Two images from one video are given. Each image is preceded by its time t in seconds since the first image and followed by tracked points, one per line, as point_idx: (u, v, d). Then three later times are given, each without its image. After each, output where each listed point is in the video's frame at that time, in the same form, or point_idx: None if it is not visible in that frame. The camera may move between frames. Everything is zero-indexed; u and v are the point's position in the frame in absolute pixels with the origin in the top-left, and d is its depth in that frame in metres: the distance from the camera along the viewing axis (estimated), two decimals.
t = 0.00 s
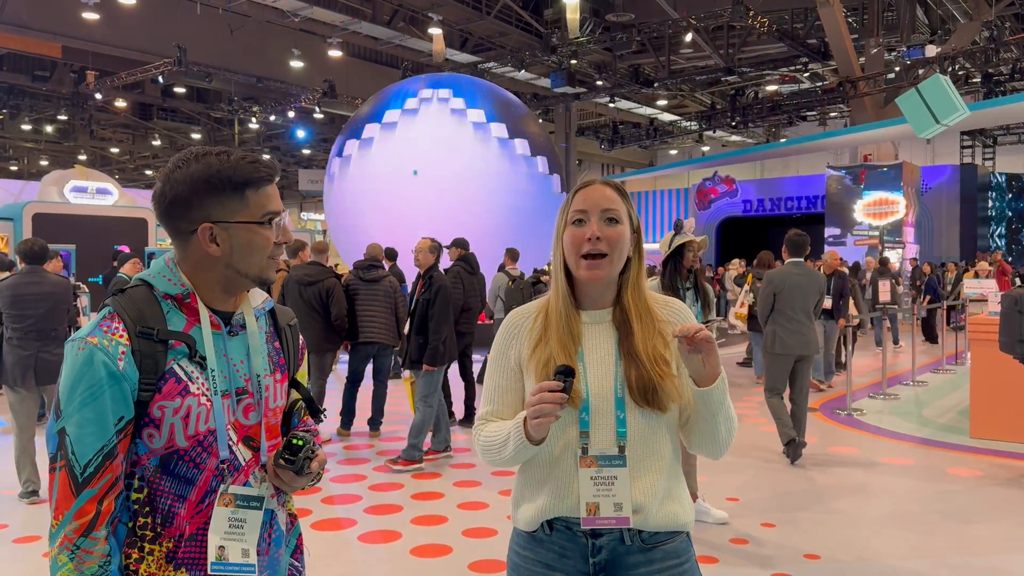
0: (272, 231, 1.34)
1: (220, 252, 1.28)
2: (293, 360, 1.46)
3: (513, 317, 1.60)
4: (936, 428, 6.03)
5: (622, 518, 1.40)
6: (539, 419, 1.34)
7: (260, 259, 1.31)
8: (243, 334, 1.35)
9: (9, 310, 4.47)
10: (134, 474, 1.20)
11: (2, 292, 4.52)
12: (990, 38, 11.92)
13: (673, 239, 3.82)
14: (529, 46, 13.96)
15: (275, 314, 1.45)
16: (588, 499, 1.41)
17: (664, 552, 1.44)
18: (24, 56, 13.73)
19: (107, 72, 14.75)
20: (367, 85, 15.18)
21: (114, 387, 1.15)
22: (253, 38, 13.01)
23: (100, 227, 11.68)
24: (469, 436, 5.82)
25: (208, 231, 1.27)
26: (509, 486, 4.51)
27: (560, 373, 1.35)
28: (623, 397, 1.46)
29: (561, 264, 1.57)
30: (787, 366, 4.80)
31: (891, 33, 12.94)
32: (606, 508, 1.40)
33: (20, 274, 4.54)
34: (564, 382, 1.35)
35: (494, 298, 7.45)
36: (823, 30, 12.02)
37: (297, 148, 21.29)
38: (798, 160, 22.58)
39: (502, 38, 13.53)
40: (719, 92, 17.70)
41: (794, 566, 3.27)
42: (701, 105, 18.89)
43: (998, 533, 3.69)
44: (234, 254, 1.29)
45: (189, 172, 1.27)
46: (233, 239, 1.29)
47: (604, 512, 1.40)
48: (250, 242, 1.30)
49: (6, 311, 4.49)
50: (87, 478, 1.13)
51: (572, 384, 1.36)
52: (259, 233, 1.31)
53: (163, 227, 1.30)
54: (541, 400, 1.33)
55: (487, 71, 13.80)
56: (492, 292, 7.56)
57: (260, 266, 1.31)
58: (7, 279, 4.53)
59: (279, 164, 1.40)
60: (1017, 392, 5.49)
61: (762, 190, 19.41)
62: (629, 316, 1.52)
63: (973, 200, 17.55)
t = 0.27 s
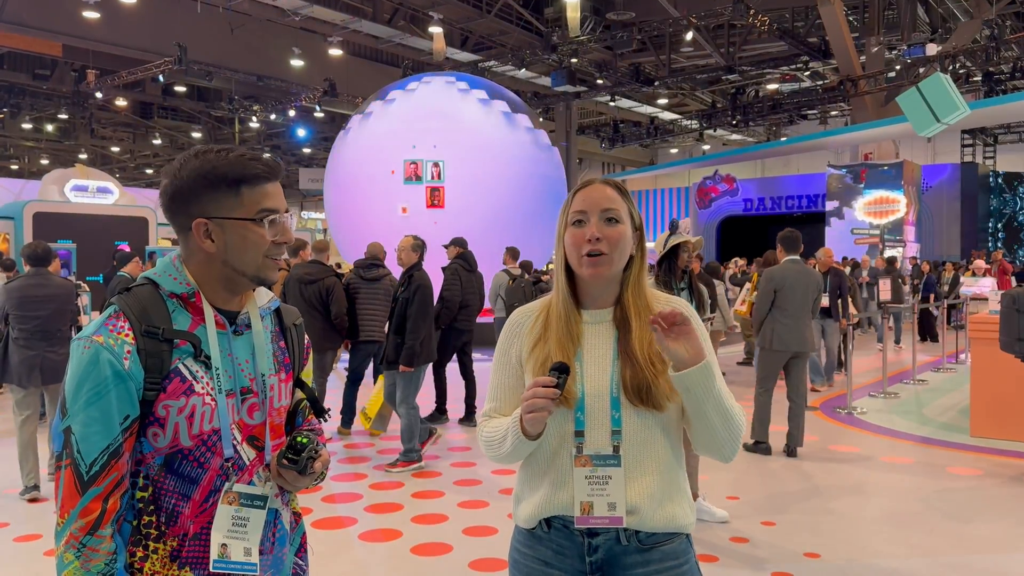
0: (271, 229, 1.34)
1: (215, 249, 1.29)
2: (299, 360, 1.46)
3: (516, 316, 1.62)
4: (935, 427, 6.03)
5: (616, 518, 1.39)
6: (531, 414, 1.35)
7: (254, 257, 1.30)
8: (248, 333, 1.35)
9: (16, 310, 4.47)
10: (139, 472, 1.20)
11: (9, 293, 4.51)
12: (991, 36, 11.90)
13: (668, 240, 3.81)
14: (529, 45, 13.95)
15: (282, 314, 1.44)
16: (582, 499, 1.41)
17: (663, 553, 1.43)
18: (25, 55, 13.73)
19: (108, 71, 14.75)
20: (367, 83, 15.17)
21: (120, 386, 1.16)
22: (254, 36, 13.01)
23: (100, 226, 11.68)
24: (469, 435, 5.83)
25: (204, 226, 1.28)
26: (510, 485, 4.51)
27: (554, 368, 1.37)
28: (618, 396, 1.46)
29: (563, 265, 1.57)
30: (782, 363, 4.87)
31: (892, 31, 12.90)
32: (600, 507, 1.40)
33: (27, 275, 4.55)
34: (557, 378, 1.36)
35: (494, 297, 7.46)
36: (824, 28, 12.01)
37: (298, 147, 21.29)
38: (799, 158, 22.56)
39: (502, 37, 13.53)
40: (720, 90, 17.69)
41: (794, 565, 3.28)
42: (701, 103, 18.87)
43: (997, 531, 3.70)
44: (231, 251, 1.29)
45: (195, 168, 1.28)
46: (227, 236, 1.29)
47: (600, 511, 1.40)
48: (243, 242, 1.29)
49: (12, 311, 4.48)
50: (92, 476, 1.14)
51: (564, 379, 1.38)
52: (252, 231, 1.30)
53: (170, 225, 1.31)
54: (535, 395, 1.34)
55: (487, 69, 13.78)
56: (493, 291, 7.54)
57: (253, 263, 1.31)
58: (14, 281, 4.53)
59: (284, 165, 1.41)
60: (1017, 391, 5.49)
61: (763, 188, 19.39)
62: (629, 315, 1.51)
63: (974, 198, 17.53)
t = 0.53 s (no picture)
0: (277, 227, 1.34)
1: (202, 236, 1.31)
2: (306, 361, 1.45)
3: (523, 311, 1.65)
4: (936, 425, 6.02)
5: (605, 512, 1.38)
6: (511, 396, 1.39)
7: (224, 245, 1.27)
8: (254, 330, 1.35)
9: (26, 305, 4.73)
10: (140, 466, 1.20)
11: (18, 288, 4.75)
12: (993, 35, 11.88)
13: (662, 239, 3.81)
14: (530, 44, 13.92)
15: (290, 314, 1.44)
16: (573, 493, 1.41)
17: (657, 555, 1.40)
18: (26, 54, 13.74)
19: (108, 69, 14.75)
20: (367, 81, 15.15)
21: (122, 376, 1.15)
22: (254, 35, 13.00)
23: (101, 225, 11.70)
24: (470, 433, 5.83)
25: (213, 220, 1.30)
26: (511, 483, 4.51)
27: (532, 349, 1.40)
28: (610, 390, 1.44)
29: (568, 260, 1.58)
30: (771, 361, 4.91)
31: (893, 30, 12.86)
32: (590, 502, 1.39)
33: (36, 272, 4.79)
34: (533, 358, 1.39)
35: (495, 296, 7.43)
36: (825, 27, 11.99)
37: (298, 146, 21.28)
38: (800, 157, 22.55)
39: (503, 35, 13.53)
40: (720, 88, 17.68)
41: (795, 563, 3.28)
42: (702, 102, 18.86)
43: (998, 529, 3.69)
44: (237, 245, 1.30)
45: (211, 157, 1.32)
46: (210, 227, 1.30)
47: (590, 505, 1.39)
48: (225, 232, 1.28)
49: (23, 306, 4.72)
50: (92, 465, 1.13)
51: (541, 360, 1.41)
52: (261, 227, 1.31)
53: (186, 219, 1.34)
54: (513, 381, 1.38)
55: (488, 67, 13.76)
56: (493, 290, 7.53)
57: (222, 252, 1.28)
58: (22, 277, 4.76)
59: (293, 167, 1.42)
60: (1018, 389, 5.49)
61: (764, 187, 19.37)
62: (627, 310, 1.49)
63: (975, 197, 17.49)
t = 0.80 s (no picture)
0: (283, 225, 1.33)
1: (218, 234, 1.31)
2: (314, 361, 1.44)
3: (527, 316, 1.66)
4: (937, 423, 6.02)
5: (598, 513, 1.39)
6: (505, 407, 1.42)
7: (241, 245, 1.28)
8: (261, 329, 1.35)
9: (26, 304, 4.75)
10: (142, 459, 1.21)
11: (18, 287, 4.78)
12: (994, 33, 11.87)
13: (660, 237, 3.85)
14: (530, 42, 13.91)
15: (298, 314, 1.44)
16: (567, 495, 1.41)
17: (653, 559, 1.39)
18: (27, 52, 13.73)
19: (109, 68, 14.75)
20: (368, 79, 15.14)
21: (125, 368, 1.16)
22: (255, 33, 13.00)
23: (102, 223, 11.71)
24: (471, 432, 5.83)
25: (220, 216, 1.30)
26: (512, 482, 4.51)
27: (524, 362, 1.44)
28: (602, 392, 1.43)
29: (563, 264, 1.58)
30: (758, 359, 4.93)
31: (894, 28, 12.84)
32: (583, 503, 1.39)
33: (34, 271, 4.80)
34: (528, 369, 1.42)
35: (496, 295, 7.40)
36: (826, 25, 11.98)
37: (299, 144, 21.29)
38: (801, 156, 22.55)
39: (504, 34, 13.53)
40: (721, 87, 17.67)
41: (796, 561, 3.28)
42: (703, 101, 18.85)
43: (999, 528, 3.69)
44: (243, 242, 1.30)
45: (220, 158, 1.32)
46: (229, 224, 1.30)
47: (583, 506, 1.39)
48: (236, 229, 1.28)
49: (22, 304, 4.76)
50: (93, 455, 1.14)
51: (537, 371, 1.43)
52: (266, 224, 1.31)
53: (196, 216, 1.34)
54: (511, 392, 1.41)
55: (489, 66, 13.76)
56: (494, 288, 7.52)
57: (238, 250, 1.28)
58: (22, 276, 4.78)
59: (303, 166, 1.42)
60: (1019, 387, 5.49)
61: (765, 185, 19.36)
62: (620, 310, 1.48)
63: (976, 195, 17.46)
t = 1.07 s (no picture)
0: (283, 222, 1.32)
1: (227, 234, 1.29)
2: (313, 359, 1.44)
3: (523, 314, 1.65)
4: (938, 423, 6.02)
5: (601, 513, 1.39)
6: (510, 408, 1.41)
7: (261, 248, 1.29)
8: (260, 326, 1.34)
9: (17, 304, 4.83)
10: (143, 457, 1.21)
11: (9, 287, 4.86)
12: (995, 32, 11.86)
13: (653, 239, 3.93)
14: (531, 41, 13.91)
15: (298, 312, 1.43)
16: (569, 495, 1.40)
17: (655, 557, 1.39)
18: (28, 51, 13.73)
19: (110, 67, 14.73)
20: (369, 78, 15.14)
21: (125, 367, 1.16)
22: (257, 32, 13.00)
23: (103, 222, 11.72)
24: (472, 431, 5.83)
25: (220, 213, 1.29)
26: (512, 481, 4.51)
27: (527, 364, 1.43)
28: (605, 392, 1.43)
29: (566, 261, 1.57)
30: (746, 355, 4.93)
31: (895, 27, 12.82)
32: (585, 503, 1.39)
33: (25, 272, 4.89)
34: (530, 372, 1.41)
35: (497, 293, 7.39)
36: (827, 24, 11.98)
37: (300, 143, 21.29)
38: (801, 155, 22.55)
39: (505, 32, 13.51)
40: (722, 85, 17.65)
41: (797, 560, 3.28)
42: (704, 99, 18.85)
43: (1001, 527, 3.69)
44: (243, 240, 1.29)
45: (218, 159, 1.31)
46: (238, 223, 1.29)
47: (586, 507, 1.39)
48: (243, 229, 1.28)
49: (14, 304, 4.84)
50: (94, 453, 1.15)
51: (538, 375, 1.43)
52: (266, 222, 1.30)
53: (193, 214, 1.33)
54: (511, 396, 1.41)
55: (490, 65, 13.76)
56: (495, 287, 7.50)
57: (254, 253, 1.28)
58: (12, 276, 4.86)
59: (300, 161, 1.41)
60: (1021, 386, 5.48)
61: (765, 184, 19.35)
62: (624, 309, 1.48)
63: (978, 194, 17.44)
